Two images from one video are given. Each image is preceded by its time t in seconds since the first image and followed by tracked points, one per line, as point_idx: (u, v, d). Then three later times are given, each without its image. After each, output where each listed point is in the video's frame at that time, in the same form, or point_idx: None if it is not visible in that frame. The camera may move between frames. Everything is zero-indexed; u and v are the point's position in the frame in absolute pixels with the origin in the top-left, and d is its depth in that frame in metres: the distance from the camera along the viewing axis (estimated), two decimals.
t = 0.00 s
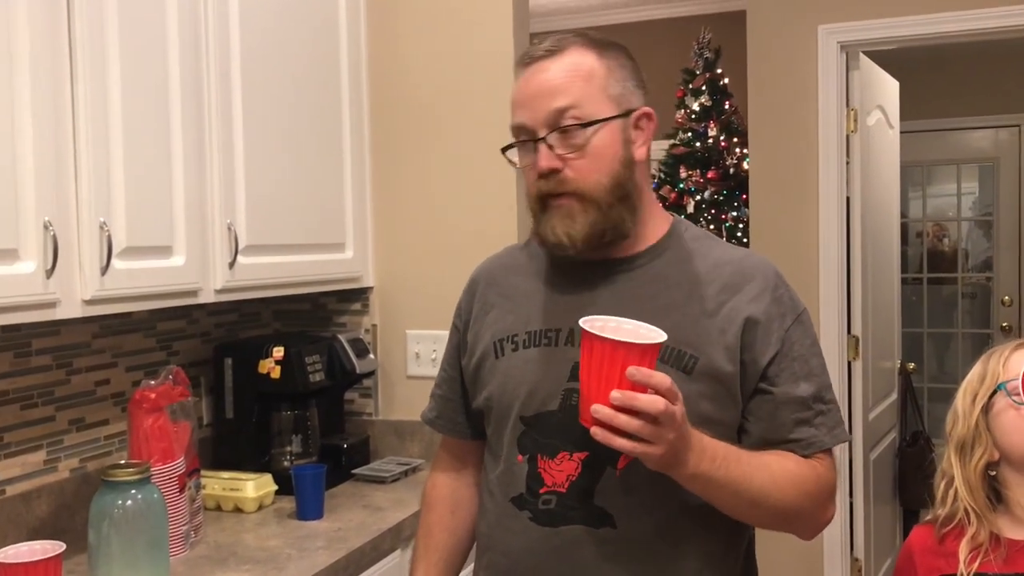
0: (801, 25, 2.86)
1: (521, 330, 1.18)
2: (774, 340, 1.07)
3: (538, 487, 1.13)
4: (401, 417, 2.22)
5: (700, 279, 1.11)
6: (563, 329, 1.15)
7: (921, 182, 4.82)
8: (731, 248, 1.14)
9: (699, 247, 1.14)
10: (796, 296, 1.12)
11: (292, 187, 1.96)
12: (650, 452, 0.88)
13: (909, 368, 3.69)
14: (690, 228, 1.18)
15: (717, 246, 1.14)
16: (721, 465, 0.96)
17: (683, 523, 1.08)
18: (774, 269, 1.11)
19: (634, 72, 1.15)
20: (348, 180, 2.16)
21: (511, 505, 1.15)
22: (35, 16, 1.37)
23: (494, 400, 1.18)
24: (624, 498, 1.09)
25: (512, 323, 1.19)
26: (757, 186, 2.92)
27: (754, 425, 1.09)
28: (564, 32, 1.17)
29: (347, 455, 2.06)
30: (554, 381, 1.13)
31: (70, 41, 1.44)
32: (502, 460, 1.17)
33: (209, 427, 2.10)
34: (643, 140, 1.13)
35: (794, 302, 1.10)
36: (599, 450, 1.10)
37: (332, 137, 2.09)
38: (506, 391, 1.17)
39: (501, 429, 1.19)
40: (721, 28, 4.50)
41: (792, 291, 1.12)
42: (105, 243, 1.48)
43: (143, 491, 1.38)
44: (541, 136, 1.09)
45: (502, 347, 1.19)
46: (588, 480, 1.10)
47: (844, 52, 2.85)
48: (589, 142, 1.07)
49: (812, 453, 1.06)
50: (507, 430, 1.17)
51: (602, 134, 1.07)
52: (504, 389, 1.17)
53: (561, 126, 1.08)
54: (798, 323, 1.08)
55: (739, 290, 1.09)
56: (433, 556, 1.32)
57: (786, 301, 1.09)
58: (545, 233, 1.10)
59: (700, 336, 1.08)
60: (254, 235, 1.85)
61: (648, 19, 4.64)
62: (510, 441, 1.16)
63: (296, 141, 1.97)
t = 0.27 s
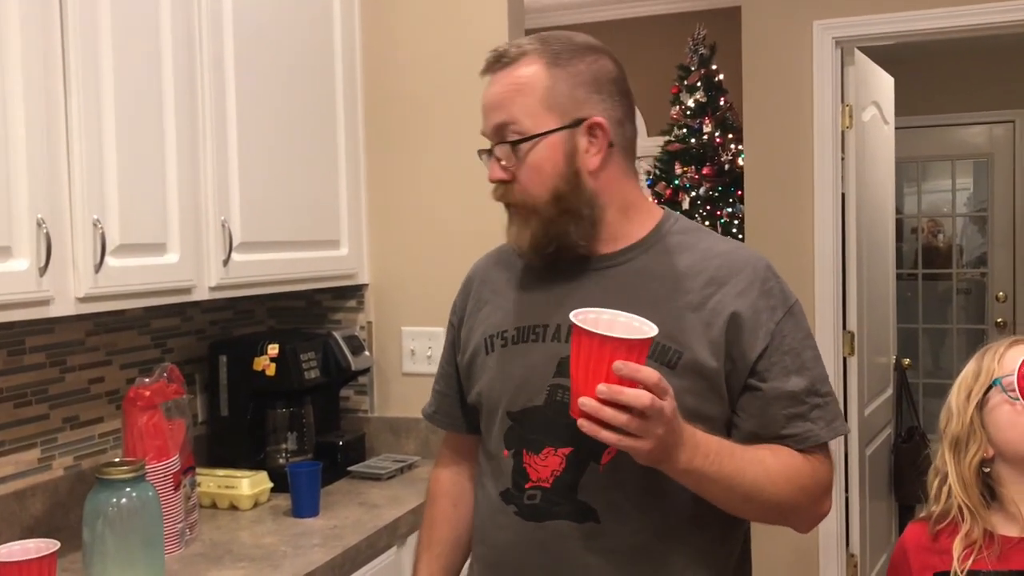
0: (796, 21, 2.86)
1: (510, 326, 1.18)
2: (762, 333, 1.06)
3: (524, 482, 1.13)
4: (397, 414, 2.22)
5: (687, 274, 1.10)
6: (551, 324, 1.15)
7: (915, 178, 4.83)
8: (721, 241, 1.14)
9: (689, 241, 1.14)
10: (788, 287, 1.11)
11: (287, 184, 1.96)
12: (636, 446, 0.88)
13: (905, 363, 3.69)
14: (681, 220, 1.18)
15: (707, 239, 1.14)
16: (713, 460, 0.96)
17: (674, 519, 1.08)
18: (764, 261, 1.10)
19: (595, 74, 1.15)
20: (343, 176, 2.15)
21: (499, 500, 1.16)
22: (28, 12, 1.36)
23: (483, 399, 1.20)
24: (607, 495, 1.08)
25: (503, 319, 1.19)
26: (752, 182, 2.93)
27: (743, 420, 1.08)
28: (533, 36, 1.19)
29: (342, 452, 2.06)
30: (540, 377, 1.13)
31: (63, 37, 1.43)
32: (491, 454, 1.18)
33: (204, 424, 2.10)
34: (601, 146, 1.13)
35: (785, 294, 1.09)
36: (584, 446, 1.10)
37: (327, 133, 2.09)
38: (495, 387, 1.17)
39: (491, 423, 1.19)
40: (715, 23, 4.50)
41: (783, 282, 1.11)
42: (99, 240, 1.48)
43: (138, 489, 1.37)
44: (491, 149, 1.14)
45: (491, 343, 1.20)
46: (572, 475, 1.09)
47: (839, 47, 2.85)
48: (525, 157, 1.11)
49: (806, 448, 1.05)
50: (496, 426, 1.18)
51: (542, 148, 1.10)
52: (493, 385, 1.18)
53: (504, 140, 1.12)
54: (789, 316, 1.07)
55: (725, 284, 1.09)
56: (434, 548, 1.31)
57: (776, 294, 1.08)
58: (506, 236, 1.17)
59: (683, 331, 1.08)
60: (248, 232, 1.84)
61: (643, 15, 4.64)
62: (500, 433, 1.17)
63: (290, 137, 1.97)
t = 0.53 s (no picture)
0: (792, 18, 2.86)
1: (497, 325, 1.19)
2: (742, 333, 1.06)
3: (505, 480, 1.15)
4: (392, 411, 2.22)
5: (666, 274, 1.10)
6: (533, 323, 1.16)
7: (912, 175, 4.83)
8: (705, 237, 1.13)
9: (672, 239, 1.13)
10: (773, 283, 1.10)
11: (283, 181, 1.95)
12: (608, 450, 0.88)
13: (901, 360, 3.70)
14: (667, 215, 1.17)
15: (691, 236, 1.13)
16: (690, 463, 0.96)
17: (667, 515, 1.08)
18: (748, 259, 1.10)
19: (566, 75, 1.15)
20: (339, 173, 2.15)
21: (483, 497, 1.18)
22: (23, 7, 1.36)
23: (471, 397, 1.21)
24: (582, 494, 1.09)
25: (492, 316, 1.21)
26: (748, 179, 2.93)
27: (725, 420, 1.08)
28: (510, 36, 1.20)
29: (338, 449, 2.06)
30: (521, 377, 1.14)
31: (58, 34, 1.43)
32: (478, 451, 1.21)
33: (200, 421, 2.10)
34: (573, 147, 1.13)
35: (768, 289, 1.08)
36: (563, 446, 1.11)
37: (323, 130, 2.09)
38: (480, 385, 1.19)
39: (478, 421, 1.21)
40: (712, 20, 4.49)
41: (768, 277, 1.10)
42: (94, 237, 1.48)
43: (133, 486, 1.37)
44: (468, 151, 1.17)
45: (479, 341, 1.21)
46: (551, 474, 1.11)
47: (835, 45, 2.85)
48: (497, 159, 1.13)
49: (790, 448, 1.05)
50: (482, 424, 1.19)
51: (512, 150, 1.12)
52: (479, 383, 1.19)
53: (478, 143, 1.15)
54: (772, 314, 1.07)
55: (705, 283, 1.09)
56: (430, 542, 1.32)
57: (759, 291, 1.08)
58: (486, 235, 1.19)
59: (660, 329, 1.08)
60: (243, 229, 1.84)
61: (640, 12, 4.64)
62: (484, 432, 1.19)
63: (285, 133, 1.96)
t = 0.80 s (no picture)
0: (794, 15, 2.86)
1: (491, 321, 1.20)
2: (733, 333, 1.06)
3: (495, 476, 1.16)
4: (393, 407, 2.22)
5: (658, 272, 1.10)
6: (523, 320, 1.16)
7: (913, 173, 4.82)
8: (699, 236, 1.13)
9: (665, 237, 1.13)
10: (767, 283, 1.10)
11: (284, 176, 1.95)
12: (595, 453, 0.88)
13: (901, 357, 3.70)
14: (663, 213, 1.17)
15: (685, 234, 1.13)
16: (680, 465, 0.96)
17: (665, 511, 1.09)
18: (741, 258, 1.09)
19: (558, 73, 1.14)
20: (340, 168, 2.15)
21: (473, 492, 1.20)
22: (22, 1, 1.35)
23: (464, 392, 1.22)
24: (570, 490, 1.10)
25: (486, 313, 1.21)
26: (750, 177, 2.93)
27: (715, 419, 1.08)
28: (504, 33, 1.20)
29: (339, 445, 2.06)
30: (512, 373, 1.15)
31: (58, 29, 1.43)
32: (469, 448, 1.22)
33: (201, 417, 2.10)
34: (565, 145, 1.13)
35: (761, 289, 1.08)
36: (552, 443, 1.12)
37: (324, 126, 2.09)
38: (473, 381, 1.19)
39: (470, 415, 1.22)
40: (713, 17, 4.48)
41: (761, 277, 1.10)
42: (95, 233, 1.48)
43: (133, 481, 1.37)
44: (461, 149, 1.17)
45: (474, 337, 1.21)
46: (539, 471, 1.12)
47: (836, 42, 2.85)
48: (488, 158, 1.13)
49: (782, 449, 1.05)
50: (473, 419, 1.20)
51: (503, 149, 1.12)
52: (471, 379, 1.20)
53: (470, 142, 1.15)
54: (765, 314, 1.07)
55: (697, 282, 1.09)
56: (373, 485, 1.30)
57: (752, 291, 1.08)
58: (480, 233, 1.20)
59: (650, 328, 1.09)
60: (244, 225, 1.84)
61: (642, 9, 4.63)
62: (475, 427, 1.20)
63: (286, 129, 1.96)
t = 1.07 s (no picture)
0: (801, 12, 2.85)
1: (490, 315, 1.19)
2: (733, 334, 1.06)
3: (491, 470, 1.16)
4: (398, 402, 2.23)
5: (659, 271, 1.10)
6: (525, 315, 1.16)
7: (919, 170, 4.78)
8: (701, 236, 1.13)
9: (665, 236, 1.13)
10: (767, 285, 1.10)
11: (290, 171, 1.95)
12: (595, 455, 0.88)
13: (907, 355, 3.69)
14: (664, 212, 1.17)
15: (687, 234, 1.13)
16: (676, 467, 0.96)
17: (665, 509, 1.09)
18: (742, 259, 1.09)
19: (565, 70, 1.13)
20: (345, 163, 2.14)
21: (468, 486, 1.20)
22: None
23: (461, 385, 1.22)
24: (566, 487, 1.10)
25: (484, 307, 1.20)
26: (756, 173, 2.92)
27: (711, 419, 1.08)
28: (511, 26, 1.18)
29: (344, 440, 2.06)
30: (511, 368, 1.15)
31: (65, 22, 1.43)
32: (464, 443, 1.22)
33: (206, 411, 2.10)
34: (572, 144, 1.12)
35: (762, 291, 1.08)
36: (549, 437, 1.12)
37: (331, 121, 2.08)
38: (470, 374, 1.19)
39: (465, 409, 1.22)
40: (720, 12, 4.46)
41: (762, 279, 1.10)
42: (100, 228, 1.48)
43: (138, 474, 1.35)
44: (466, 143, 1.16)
45: (472, 331, 1.21)
46: (535, 466, 1.12)
47: (844, 38, 2.84)
48: (494, 154, 1.12)
49: (777, 450, 1.05)
50: (468, 414, 1.20)
51: (510, 146, 1.12)
52: (469, 373, 1.19)
53: (475, 136, 1.14)
54: (765, 316, 1.06)
55: (698, 282, 1.08)
56: (308, 436, 1.33)
57: (752, 292, 1.08)
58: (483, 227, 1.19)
59: (651, 327, 1.09)
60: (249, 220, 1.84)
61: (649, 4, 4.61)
62: (471, 421, 1.19)
63: (291, 124, 1.96)
